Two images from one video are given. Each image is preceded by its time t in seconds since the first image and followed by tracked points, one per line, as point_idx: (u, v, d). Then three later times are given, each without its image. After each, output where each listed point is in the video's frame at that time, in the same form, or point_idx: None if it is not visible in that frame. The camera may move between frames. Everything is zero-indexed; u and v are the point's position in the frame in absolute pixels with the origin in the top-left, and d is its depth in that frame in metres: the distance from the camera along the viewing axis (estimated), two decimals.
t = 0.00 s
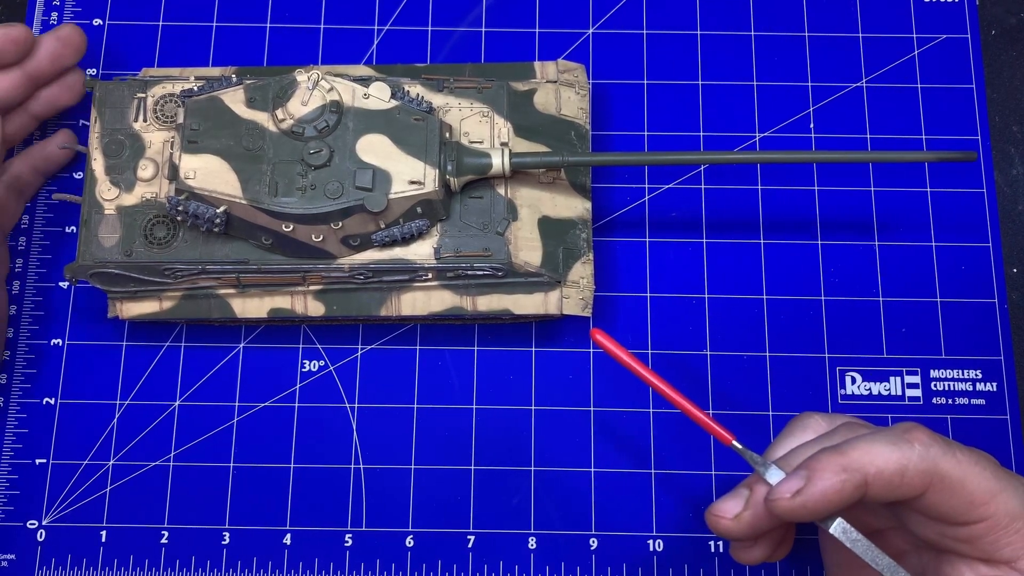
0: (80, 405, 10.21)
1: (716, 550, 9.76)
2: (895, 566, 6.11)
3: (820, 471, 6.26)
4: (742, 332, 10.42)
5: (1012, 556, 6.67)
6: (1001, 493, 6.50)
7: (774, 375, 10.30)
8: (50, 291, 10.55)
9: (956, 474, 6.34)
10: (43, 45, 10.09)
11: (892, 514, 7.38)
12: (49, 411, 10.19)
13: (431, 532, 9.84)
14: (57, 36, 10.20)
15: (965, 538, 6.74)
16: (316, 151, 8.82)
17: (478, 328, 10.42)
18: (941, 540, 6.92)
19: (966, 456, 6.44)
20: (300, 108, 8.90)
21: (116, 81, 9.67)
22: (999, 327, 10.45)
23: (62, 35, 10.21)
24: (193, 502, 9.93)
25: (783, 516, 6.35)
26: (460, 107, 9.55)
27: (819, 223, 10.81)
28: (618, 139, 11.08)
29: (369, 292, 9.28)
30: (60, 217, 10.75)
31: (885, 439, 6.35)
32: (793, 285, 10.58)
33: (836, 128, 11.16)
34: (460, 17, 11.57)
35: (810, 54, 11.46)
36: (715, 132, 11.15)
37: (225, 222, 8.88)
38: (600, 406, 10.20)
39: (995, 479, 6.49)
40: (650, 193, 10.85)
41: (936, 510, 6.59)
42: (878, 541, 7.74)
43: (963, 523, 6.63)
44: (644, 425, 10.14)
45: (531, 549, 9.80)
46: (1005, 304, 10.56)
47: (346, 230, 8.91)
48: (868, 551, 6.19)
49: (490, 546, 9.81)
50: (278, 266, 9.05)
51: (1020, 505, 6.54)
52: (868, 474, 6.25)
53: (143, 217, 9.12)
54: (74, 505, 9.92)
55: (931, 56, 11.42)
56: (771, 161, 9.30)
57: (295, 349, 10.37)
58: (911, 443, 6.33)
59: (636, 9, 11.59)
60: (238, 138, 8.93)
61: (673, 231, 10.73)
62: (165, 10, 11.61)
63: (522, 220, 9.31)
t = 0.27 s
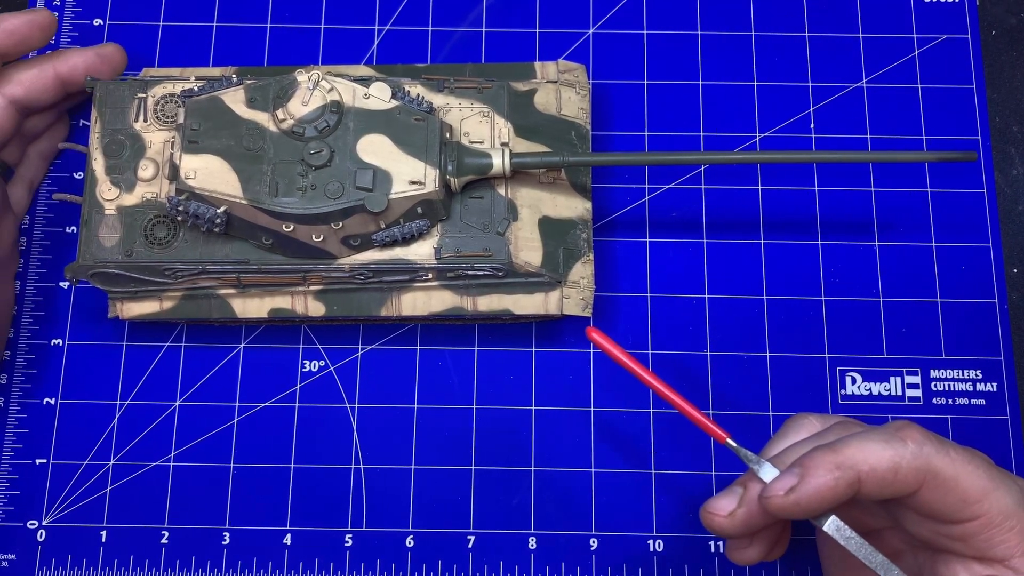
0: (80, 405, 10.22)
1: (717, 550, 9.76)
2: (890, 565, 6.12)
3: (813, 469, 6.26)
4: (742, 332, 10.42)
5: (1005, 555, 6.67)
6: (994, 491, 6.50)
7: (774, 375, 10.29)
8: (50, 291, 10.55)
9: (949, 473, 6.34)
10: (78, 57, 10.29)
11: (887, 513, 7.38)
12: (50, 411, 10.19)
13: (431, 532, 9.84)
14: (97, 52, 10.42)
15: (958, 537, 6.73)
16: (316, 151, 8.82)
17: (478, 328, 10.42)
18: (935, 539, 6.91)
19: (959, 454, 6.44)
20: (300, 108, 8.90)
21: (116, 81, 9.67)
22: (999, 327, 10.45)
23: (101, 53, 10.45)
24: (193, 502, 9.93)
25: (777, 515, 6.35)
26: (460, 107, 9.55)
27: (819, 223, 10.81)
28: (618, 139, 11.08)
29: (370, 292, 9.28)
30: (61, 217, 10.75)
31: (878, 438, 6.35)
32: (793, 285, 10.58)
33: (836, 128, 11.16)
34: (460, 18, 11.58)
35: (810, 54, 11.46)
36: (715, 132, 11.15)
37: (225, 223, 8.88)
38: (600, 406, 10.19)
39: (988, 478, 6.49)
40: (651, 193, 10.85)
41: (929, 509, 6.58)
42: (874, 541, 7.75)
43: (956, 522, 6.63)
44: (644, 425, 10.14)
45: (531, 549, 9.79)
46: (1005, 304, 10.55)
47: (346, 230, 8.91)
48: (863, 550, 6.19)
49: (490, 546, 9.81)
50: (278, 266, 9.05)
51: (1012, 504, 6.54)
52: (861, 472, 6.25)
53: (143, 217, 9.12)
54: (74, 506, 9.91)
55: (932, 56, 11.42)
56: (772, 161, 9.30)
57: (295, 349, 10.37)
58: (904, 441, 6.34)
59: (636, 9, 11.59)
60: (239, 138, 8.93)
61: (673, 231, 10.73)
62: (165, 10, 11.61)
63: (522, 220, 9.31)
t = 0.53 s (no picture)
0: (80, 405, 10.21)
1: (716, 550, 9.77)
2: (887, 565, 6.16)
3: (811, 469, 6.24)
4: (742, 332, 10.42)
5: (1002, 555, 6.66)
6: (992, 492, 6.50)
7: (774, 375, 10.30)
8: (49, 291, 10.55)
9: (947, 473, 6.34)
10: (82, 61, 10.31)
11: (884, 514, 7.37)
12: (49, 411, 10.19)
13: (431, 532, 9.84)
14: (101, 57, 10.43)
15: (957, 537, 6.73)
16: (316, 151, 8.83)
17: (478, 328, 10.42)
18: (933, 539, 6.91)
19: (957, 455, 6.44)
20: (300, 108, 8.90)
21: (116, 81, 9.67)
22: (999, 327, 10.45)
23: (106, 58, 10.46)
24: (193, 502, 9.93)
25: (776, 515, 6.34)
26: (460, 107, 9.55)
27: (819, 223, 10.81)
28: (618, 139, 11.09)
29: (369, 292, 9.28)
30: (61, 217, 10.75)
31: (876, 438, 6.35)
32: (793, 285, 10.58)
33: (836, 128, 11.16)
34: (460, 18, 11.58)
35: (810, 54, 11.46)
36: (715, 132, 11.15)
37: (225, 223, 8.88)
38: (600, 406, 10.19)
39: (986, 478, 6.50)
40: (650, 193, 10.85)
41: (928, 509, 6.57)
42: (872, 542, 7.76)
43: (954, 522, 6.62)
44: (644, 425, 10.14)
45: (531, 549, 9.79)
46: (1005, 304, 10.55)
47: (346, 231, 8.91)
48: (860, 550, 6.24)
49: (490, 546, 9.81)
50: (278, 266, 9.05)
51: (1010, 504, 6.54)
52: (859, 473, 6.24)
53: (143, 217, 9.12)
54: (74, 506, 9.91)
55: (931, 56, 11.42)
56: (771, 161, 9.30)
57: (295, 349, 10.37)
58: (903, 441, 6.34)
59: (636, 9, 11.59)
60: (239, 138, 8.94)
61: (673, 231, 10.73)
62: (165, 10, 11.61)
63: (522, 220, 9.31)
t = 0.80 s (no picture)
0: (80, 405, 10.21)
1: (716, 549, 9.77)
2: None
3: (860, 410, 6.06)
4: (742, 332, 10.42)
5: (1013, 557, 6.53)
6: (1022, 487, 6.48)
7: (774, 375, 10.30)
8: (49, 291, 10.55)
9: (987, 454, 6.28)
10: (73, 59, 10.28)
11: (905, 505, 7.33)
12: (49, 411, 10.19)
13: (431, 532, 9.84)
14: (92, 54, 10.39)
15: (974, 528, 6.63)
16: (316, 151, 8.82)
17: (478, 327, 10.42)
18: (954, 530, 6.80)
19: (998, 444, 6.40)
20: (300, 108, 8.90)
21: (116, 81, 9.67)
22: (999, 327, 10.45)
23: (96, 55, 10.43)
24: (193, 502, 9.93)
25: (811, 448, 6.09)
26: (460, 107, 9.55)
27: (819, 223, 10.81)
28: (618, 139, 11.09)
29: (369, 292, 9.27)
30: (61, 217, 10.75)
31: (928, 404, 6.23)
32: (793, 285, 10.58)
33: (836, 128, 11.16)
34: (460, 17, 11.58)
35: (810, 54, 11.46)
36: (715, 132, 11.15)
37: (225, 223, 8.88)
38: (600, 406, 10.19)
39: (1019, 474, 6.48)
40: (651, 193, 10.85)
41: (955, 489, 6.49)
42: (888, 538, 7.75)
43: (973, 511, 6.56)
44: (644, 425, 10.14)
45: (531, 549, 9.80)
46: (1005, 304, 10.55)
47: (346, 230, 8.91)
48: None
49: (490, 546, 9.81)
50: (278, 266, 9.04)
51: None
52: (905, 429, 6.11)
53: (143, 217, 9.12)
54: (74, 506, 9.91)
55: (931, 56, 11.42)
56: (771, 161, 9.30)
57: (295, 349, 10.37)
58: (953, 413, 6.23)
59: (636, 9, 11.59)
60: (238, 138, 8.93)
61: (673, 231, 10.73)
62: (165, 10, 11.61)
63: (521, 220, 9.31)
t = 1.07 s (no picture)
0: (79, 405, 10.21)
1: (716, 549, 9.78)
2: None
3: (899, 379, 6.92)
4: (742, 332, 10.42)
5: None
6: None
7: (774, 375, 10.30)
8: (49, 290, 10.54)
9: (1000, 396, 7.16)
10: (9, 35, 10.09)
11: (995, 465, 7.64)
12: (49, 411, 10.19)
13: (431, 532, 9.84)
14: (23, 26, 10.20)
15: None
16: (316, 151, 8.82)
17: (478, 327, 10.42)
18: None
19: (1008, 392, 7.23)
20: (300, 108, 8.90)
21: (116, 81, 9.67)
22: (999, 327, 10.45)
23: (27, 26, 10.23)
24: (193, 502, 9.93)
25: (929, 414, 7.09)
26: (460, 107, 9.55)
27: (819, 223, 10.81)
28: (618, 139, 11.09)
29: (369, 292, 9.27)
30: (61, 217, 10.75)
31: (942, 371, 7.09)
32: (793, 285, 10.58)
33: (836, 128, 11.16)
34: (460, 18, 11.58)
35: (810, 54, 11.46)
36: (715, 132, 11.15)
37: (225, 223, 8.87)
38: (600, 405, 10.19)
39: None
40: (650, 193, 10.85)
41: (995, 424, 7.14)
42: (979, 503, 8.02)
43: None
44: (644, 425, 10.14)
45: (531, 549, 9.80)
46: (1005, 304, 10.55)
47: (346, 230, 8.91)
48: None
49: (490, 546, 9.81)
50: (278, 266, 9.04)
51: None
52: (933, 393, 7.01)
53: (142, 217, 9.12)
54: (74, 505, 9.91)
55: (932, 56, 11.42)
56: (771, 161, 9.30)
57: (295, 349, 10.37)
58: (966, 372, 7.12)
59: (636, 9, 11.60)
60: (238, 138, 8.93)
61: (673, 231, 10.73)
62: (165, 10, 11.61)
63: (521, 220, 9.31)
